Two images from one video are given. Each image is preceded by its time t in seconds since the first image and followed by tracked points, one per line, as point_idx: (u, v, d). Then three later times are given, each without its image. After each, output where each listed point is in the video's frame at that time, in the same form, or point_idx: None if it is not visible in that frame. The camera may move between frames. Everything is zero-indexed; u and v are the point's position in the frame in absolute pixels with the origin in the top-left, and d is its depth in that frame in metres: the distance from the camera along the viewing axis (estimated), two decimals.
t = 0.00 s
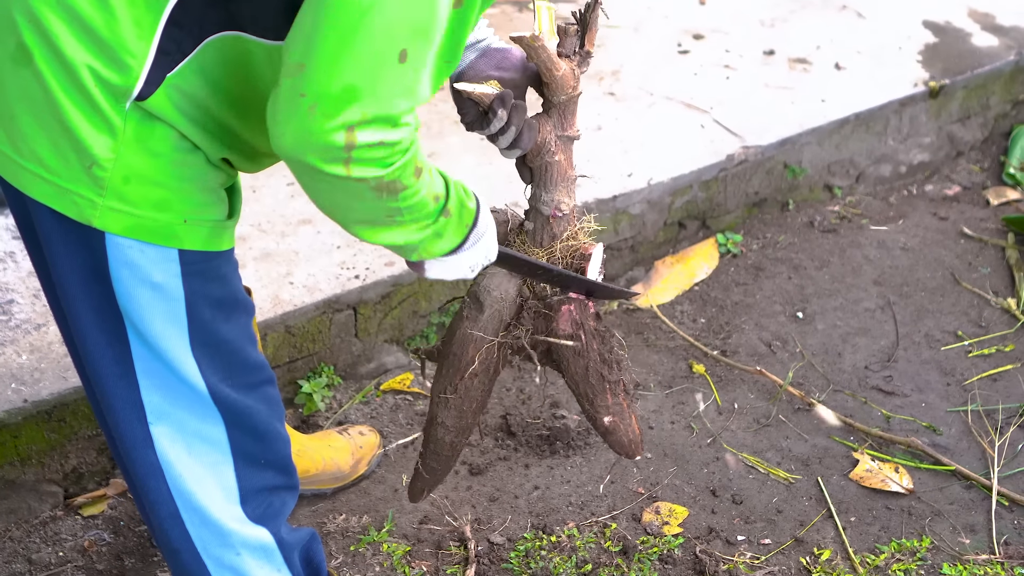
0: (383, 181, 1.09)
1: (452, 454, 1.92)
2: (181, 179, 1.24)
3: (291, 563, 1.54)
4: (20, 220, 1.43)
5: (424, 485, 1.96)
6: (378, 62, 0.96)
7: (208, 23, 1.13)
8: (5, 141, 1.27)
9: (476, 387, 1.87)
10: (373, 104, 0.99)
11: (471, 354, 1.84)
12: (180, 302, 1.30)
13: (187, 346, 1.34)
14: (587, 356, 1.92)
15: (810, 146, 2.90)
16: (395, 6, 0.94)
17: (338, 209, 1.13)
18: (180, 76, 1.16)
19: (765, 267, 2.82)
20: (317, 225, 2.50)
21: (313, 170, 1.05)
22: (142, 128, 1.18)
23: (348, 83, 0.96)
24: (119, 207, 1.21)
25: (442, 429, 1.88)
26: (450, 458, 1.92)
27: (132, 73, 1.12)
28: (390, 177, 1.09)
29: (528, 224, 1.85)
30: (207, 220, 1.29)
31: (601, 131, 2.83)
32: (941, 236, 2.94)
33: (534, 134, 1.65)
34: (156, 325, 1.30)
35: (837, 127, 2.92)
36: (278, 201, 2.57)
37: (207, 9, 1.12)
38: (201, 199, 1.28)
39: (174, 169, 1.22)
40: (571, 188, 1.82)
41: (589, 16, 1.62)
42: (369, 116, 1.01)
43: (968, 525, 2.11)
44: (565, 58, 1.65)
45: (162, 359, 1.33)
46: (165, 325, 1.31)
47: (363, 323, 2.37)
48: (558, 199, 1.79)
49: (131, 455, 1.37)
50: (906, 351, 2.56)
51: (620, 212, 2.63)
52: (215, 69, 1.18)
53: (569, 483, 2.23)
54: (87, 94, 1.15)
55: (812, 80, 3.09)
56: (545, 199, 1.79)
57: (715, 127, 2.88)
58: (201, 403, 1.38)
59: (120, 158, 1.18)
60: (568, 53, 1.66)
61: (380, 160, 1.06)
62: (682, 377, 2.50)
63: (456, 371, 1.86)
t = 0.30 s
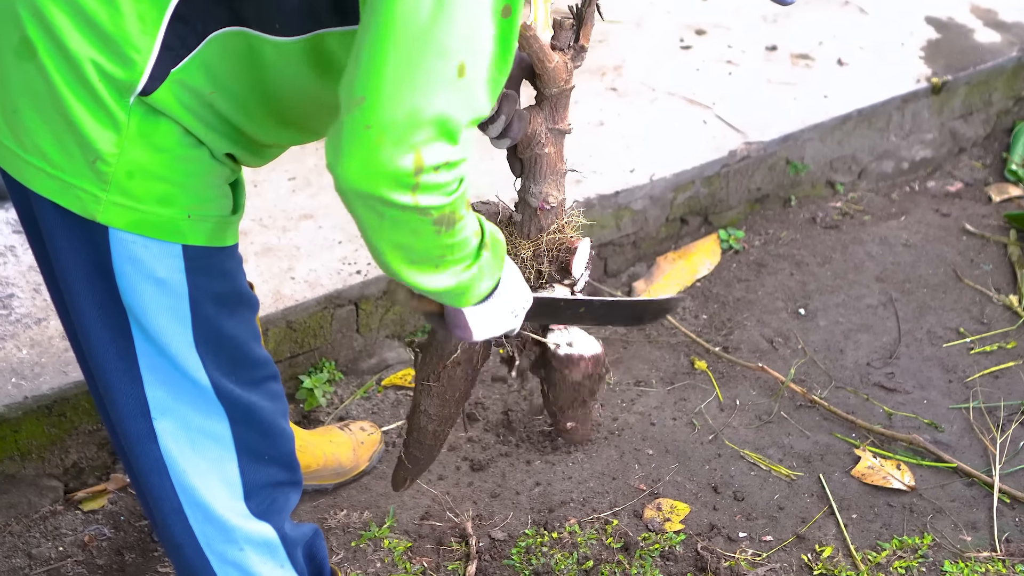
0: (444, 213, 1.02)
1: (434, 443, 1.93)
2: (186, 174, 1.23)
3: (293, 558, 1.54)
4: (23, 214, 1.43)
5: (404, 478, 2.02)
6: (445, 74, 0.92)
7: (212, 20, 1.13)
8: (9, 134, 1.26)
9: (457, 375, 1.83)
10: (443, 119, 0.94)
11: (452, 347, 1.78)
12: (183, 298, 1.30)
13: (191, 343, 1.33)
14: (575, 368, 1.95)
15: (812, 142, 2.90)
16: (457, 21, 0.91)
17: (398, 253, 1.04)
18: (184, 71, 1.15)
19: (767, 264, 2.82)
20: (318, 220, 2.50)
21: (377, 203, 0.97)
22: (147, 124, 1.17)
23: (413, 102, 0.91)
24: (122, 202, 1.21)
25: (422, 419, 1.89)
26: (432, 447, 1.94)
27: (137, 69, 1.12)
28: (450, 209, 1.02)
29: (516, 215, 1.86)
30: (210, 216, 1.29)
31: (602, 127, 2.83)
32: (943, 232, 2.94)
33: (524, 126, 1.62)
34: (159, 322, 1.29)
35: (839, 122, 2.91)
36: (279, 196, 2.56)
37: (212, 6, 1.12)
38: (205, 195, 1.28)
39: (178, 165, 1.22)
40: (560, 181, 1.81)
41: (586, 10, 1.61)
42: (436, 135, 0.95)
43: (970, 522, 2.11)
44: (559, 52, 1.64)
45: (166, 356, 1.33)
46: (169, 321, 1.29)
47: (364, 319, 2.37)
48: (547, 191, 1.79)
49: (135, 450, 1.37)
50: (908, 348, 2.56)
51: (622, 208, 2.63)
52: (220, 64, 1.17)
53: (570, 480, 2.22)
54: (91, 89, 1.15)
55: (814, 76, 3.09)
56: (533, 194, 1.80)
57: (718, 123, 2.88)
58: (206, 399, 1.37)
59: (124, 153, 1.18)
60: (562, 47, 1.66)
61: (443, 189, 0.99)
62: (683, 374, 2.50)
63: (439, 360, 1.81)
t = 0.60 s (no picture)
0: (367, 172, 1.03)
1: (497, 441, 1.93)
2: (195, 168, 1.23)
3: (301, 552, 1.55)
4: (31, 207, 1.42)
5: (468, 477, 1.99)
6: (373, 44, 0.92)
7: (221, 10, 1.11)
8: (14, 127, 1.24)
9: (515, 366, 1.83)
10: (367, 90, 0.94)
11: (508, 336, 1.79)
12: (193, 292, 1.30)
13: (199, 336, 1.33)
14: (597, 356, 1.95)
15: (818, 137, 2.90)
16: None
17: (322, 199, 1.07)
18: (193, 63, 1.14)
19: (774, 259, 2.82)
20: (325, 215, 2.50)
21: (299, 156, 0.99)
22: (155, 118, 1.16)
23: (336, 67, 0.92)
24: (132, 197, 1.20)
25: (480, 418, 1.88)
26: (495, 445, 1.94)
27: (147, 62, 1.10)
28: (374, 169, 1.04)
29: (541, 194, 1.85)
30: (220, 209, 1.29)
31: (609, 121, 2.83)
32: (949, 228, 2.94)
33: (540, 105, 1.63)
34: (169, 315, 1.29)
35: (846, 117, 2.91)
36: (285, 191, 2.56)
37: None
38: (214, 189, 1.27)
39: (187, 159, 1.21)
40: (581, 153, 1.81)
41: None
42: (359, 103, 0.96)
43: (976, 518, 2.11)
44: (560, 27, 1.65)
45: (175, 349, 1.33)
46: (179, 314, 1.30)
47: (371, 314, 2.37)
48: (572, 165, 1.78)
49: (143, 444, 1.37)
50: (914, 344, 2.55)
51: (629, 203, 2.63)
52: (229, 55, 1.17)
53: (577, 475, 2.22)
54: (100, 83, 1.13)
55: (820, 71, 3.09)
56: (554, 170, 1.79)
57: (724, 118, 2.88)
58: (214, 393, 1.38)
59: (133, 146, 1.17)
60: (560, 21, 1.66)
61: (366, 151, 1.01)
62: (689, 369, 2.50)
63: (496, 354, 1.81)
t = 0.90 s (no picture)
0: (320, 129, 1.07)
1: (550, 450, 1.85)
2: (194, 164, 1.22)
3: (303, 548, 1.55)
4: (33, 204, 1.42)
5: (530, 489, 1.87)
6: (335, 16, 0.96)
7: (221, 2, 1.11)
8: (14, 123, 1.25)
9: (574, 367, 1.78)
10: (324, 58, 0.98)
11: (567, 337, 1.75)
12: (193, 289, 1.28)
13: (199, 332, 1.32)
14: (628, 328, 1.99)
15: (823, 132, 2.90)
16: None
17: (278, 147, 1.11)
18: (192, 58, 1.15)
19: (778, 254, 2.82)
20: (330, 210, 2.50)
21: (253, 113, 1.03)
22: (153, 113, 1.16)
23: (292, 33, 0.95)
24: (131, 193, 1.20)
25: (544, 429, 1.79)
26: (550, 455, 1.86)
27: (145, 59, 1.11)
28: (328, 127, 1.07)
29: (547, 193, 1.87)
30: (220, 205, 1.27)
31: (614, 117, 2.83)
32: (954, 223, 2.94)
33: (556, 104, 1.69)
34: (168, 311, 1.29)
35: (851, 112, 2.91)
36: (290, 186, 2.57)
37: None
38: (215, 185, 1.26)
39: (186, 155, 1.21)
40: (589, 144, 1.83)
41: None
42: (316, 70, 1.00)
43: (981, 513, 2.11)
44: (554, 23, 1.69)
45: (175, 345, 1.32)
46: (178, 310, 1.29)
47: (376, 309, 2.37)
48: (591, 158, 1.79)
49: (144, 439, 1.38)
50: (919, 339, 2.55)
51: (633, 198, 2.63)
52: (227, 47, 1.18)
53: (581, 470, 2.22)
54: (99, 79, 1.13)
55: (825, 66, 3.08)
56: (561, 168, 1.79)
57: (729, 113, 2.88)
58: (214, 389, 1.37)
59: (131, 143, 1.17)
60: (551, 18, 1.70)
61: (318, 112, 1.04)
62: (694, 364, 2.50)
63: (557, 357, 1.75)
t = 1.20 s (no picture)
0: (342, 173, 1.04)
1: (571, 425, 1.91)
2: (197, 162, 1.22)
3: (306, 544, 1.56)
4: (34, 201, 1.43)
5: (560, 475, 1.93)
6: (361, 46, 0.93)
7: None
8: (16, 120, 1.25)
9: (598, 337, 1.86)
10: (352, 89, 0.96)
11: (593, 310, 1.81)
12: (195, 285, 1.29)
13: (201, 329, 1.32)
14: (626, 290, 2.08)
15: (828, 131, 2.90)
16: None
17: (293, 195, 1.07)
18: (194, 57, 1.13)
19: (782, 253, 2.82)
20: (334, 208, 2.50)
21: (282, 152, 1.00)
22: (156, 111, 1.16)
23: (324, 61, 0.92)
24: (133, 191, 1.20)
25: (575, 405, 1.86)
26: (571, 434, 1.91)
27: (147, 57, 1.10)
28: (350, 171, 1.04)
29: (541, 173, 1.86)
30: (221, 202, 1.28)
31: (618, 116, 2.83)
32: (959, 223, 2.94)
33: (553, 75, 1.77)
34: (170, 308, 1.29)
35: (856, 112, 2.91)
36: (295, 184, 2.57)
37: None
38: (216, 182, 1.26)
39: (189, 152, 1.21)
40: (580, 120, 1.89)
41: None
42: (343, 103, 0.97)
43: (984, 512, 2.11)
44: None
45: (177, 342, 1.33)
46: (180, 307, 1.29)
47: (380, 307, 2.38)
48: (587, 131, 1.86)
49: (147, 436, 1.38)
50: (923, 338, 2.55)
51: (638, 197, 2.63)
52: (229, 45, 1.16)
53: (585, 468, 2.23)
54: (101, 76, 1.13)
55: (830, 66, 3.08)
56: (559, 145, 1.81)
57: (734, 112, 2.88)
58: (217, 386, 1.38)
59: (133, 140, 1.17)
60: None
61: (343, 151, 1.01)
62: (698, 363, 2.50)
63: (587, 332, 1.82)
